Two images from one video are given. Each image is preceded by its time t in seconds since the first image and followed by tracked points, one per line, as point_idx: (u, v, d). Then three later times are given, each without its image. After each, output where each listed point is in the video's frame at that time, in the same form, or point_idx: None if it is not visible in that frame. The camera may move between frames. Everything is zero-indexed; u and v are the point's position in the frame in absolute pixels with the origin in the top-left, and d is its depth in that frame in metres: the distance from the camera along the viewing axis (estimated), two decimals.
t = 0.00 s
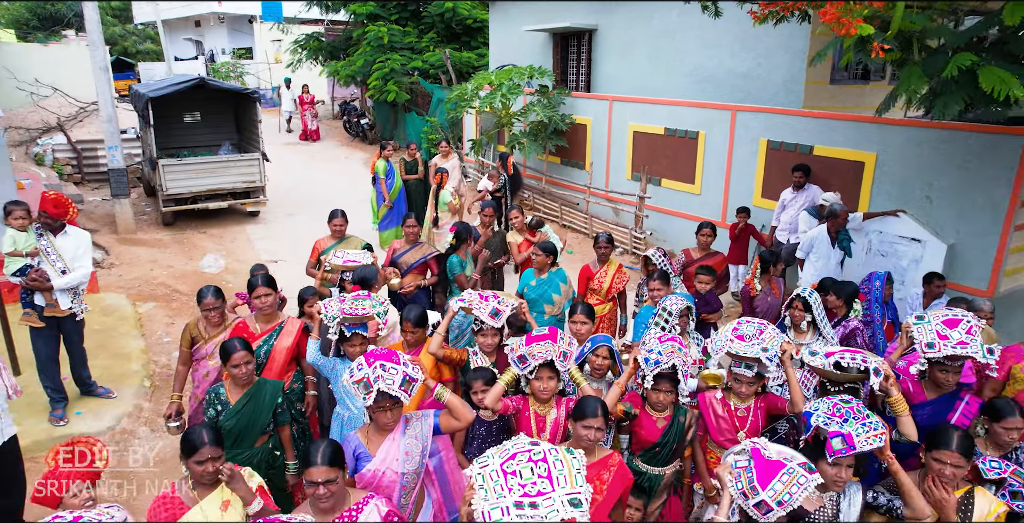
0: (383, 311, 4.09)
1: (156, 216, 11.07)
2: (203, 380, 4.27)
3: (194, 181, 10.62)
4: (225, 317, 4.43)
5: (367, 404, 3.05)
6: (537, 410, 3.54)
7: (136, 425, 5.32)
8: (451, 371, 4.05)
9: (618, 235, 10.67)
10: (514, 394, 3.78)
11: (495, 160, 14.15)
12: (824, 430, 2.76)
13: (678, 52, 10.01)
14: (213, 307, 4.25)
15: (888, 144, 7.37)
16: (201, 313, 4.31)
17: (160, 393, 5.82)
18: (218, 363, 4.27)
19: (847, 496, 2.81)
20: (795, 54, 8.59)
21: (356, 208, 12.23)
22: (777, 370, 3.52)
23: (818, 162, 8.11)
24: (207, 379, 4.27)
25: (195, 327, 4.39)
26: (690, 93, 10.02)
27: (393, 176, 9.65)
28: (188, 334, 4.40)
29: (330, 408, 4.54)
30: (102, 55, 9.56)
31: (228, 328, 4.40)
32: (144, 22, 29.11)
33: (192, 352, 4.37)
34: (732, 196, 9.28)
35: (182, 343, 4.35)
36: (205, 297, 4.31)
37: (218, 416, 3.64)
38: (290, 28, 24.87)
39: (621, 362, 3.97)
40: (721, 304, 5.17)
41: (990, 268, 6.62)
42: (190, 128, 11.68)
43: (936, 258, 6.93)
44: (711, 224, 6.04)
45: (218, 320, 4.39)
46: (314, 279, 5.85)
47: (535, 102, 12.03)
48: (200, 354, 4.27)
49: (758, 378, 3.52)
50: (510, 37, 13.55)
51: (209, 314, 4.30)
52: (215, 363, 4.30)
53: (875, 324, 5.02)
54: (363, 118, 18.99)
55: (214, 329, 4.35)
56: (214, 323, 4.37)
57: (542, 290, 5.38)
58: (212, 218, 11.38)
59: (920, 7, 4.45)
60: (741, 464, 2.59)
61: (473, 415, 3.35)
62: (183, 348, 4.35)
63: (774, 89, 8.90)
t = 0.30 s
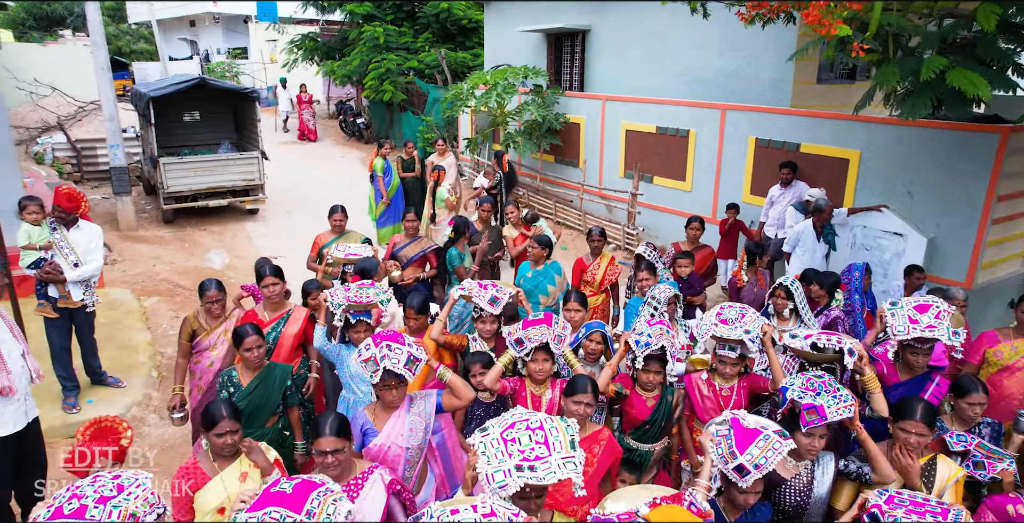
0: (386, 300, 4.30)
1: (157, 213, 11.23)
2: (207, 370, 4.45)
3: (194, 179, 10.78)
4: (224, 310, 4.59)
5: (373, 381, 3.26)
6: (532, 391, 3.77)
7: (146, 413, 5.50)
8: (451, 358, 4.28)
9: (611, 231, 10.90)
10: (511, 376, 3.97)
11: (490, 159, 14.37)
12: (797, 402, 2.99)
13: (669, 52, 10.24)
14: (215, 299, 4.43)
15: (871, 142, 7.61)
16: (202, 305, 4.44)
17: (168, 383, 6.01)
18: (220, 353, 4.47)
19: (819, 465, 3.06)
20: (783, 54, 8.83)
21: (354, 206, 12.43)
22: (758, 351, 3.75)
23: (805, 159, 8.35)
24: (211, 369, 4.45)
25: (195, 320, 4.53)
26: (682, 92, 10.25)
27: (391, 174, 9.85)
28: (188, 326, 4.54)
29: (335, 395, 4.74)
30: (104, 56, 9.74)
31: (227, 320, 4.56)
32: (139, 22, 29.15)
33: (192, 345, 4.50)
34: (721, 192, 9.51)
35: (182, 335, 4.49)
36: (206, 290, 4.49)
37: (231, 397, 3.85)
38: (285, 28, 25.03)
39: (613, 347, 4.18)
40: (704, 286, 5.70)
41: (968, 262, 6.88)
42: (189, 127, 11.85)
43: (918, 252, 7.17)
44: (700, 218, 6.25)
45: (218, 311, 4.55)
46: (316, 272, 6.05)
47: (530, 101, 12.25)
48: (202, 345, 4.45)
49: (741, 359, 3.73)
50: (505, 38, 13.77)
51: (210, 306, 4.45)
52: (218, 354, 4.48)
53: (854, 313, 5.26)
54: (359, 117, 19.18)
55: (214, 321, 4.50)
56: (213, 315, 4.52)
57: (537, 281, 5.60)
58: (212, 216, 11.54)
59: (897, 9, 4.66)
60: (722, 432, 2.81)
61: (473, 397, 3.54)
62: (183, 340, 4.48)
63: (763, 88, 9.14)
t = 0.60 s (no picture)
0: (389, 290, 4.46)
1: (157, 211, 11.37)
2: (205, 363, 4.53)
3: (195, 177, 10.96)
4: (223, 304, 4.73)
5: (378, 364, 3.45)
6: (530, 376, 3.93)
7: (154, 403, 5.66)
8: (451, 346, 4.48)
9: (606, 228, 11.10)
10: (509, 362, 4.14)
11: (486, 157, 14.56)
12: (778, 382, 3.18)
13: (662, 52, 10.42)
14: (214, 292, 4.58)
15: (857, 140, 7.83)
16: (202, 299, 4.62)
17: (174, 375, 6.17)
18: (219, 345, 4.55)
19: (800, 441, 3.25)
20: (773, 54, 9.03)
21: (353, 204, 12.60)
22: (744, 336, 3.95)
23: (794, 157, 8.55)
24: (209, 362, 4.54)
25: (194, 314, 4.68)
26: (674, 92, 10.44)
27: (389, 172, 10.03)
28: (187, 320, 4.67)
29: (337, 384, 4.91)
30: (106, 56, 9.88)
31: (225, 313, 4.66)
32: (135, 22, 29.23)
33: (189, 338, 4.63)
34: (713, 189, 9.71)
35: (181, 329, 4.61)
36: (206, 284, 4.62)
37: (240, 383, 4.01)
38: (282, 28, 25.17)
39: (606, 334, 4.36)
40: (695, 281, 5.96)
41: (950, 256, 7.12)
42: (189, 126, 11.99)
43: (903, 246, 7.40)
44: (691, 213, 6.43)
45: (216, 305, 4.70)
46: (318, 267, 6.22)
47: (525, 101, 12.44)
48: (202, 338, 4.55)
49: (727, 344, 3.93)
50: (500, 38, 13.95)
51: (209, 299, 4.62)
52: (217, 346, 4.57)
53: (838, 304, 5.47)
54: (356, 116, 19.35)
55: (212, 314, 4.64)
56: (212, 309, 4.66)
57: (534, 275, 5.78)
58: (212, 214, 11.69)
59: (879, 11, 4.84)
60: (707, 409, 3.00)
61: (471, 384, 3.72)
62: (184, 333, 4.61)
63: (753, 88, 9.34)
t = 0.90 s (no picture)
0: (391, 279, 4.70)
1: (158, 209, 11.56)
2: (203, 352, 4.79)
3: (195, 175, 11.16)
4: (221, 294, 4.98)
5: (384, 344, 3.69)
6: (525, 358, 4.19)
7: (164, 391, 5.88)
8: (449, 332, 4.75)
9: (599, 224, 11.35)
10: (506, 346, 4.39)
11: (481, 156, 14.80)
12: (754, 358, 3.44)
13: (653, 52, 10.68)
14: (213, 283, 4.85)
15: (841, 137, 8.10)
16: (201, 289, 4.87)
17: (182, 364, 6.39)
18: (216, 334, 4.81)
19: (776, 414, 3.52)
20: (760, 55, 9.30)
21: (350, 202, 12.82)
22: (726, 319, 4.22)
23: (780, 153, 8.83)
24: (208, 351, 4.79)
25: (193, 304, 4.93)
26: (665, 91, 10.71)
27: (386, 169, 10.20)
28: (186, 310, 4.93)
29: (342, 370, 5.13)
30: (109, 56, 10.09)
31: (223, 304, 4.94)
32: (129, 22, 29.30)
33: (189, 328, 4.88)
34: (703, 186, 9.98)
35: (181, 319, 4.85)
36: (205, 275, 4.90)
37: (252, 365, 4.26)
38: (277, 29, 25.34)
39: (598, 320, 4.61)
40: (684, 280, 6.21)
41: (929, 248, 7.42)
42: (189, 125, 12.19)
43: (884, 240, 7.69)
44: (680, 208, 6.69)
45: (214, 296, 4.95)
46: (320, 260, 6.44)
47: (519, 100, 12.70)
48: (200, 327, 4.81)
49: (710, 326, 4.22)
50: (495, 38, 14.20)
51: (208, 289, 4.88)
52: (215, 335, 4.81)
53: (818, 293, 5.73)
54: (352, 116, 19.56)
55: (210, 305, 4.89)
56: (210, 299, 4.92)
57: (529, 266, 6.03)
58: (212, 211, 11.88)
59: (856, 15, 5.08)
60: (689, 381, 3.26)
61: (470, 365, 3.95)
62: (182, 323, 4.86)
63: (741, 87, 9.61)
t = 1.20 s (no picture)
0: (393, 268, 4.94)
1: (159, 206, 11.77)
2: (209, 340, 5.12)
3: (197, 173, 11.33)
4: (222, 285, 5.31)
5: (389, 325, 3.95)
6: (521, 341, 4.45)
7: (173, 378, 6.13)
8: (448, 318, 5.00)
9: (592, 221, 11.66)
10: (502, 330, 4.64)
11: (476, 154, 15.07)
12: (732, 336, 3.71)
13: (644, 53, 10.95)
14: (214, 274, 5.17)
15: (824, 135, 8.39)
16: (203, 280, 5.19)
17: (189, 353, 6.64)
18: (219, 323, 5.17)
19: (754, 390, 3.79)
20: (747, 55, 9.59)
21: (348, 199, 13.07)
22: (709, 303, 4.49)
23: (766, 151, 9.13)
24: (211, 339, 5.13)
25: (195, 296, 5.21)
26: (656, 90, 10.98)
27: (384, 167, 10.42)
28: (189, 303, 5.20)
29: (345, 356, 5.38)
30: (113, 56, 10.31)
31: (224, 294, 5.26)
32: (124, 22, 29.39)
33: (193, 318, 5.15)
34: (692, 183, 10.27)
35: (185, 310, 5.14)
36: (206, 267, 5.18)
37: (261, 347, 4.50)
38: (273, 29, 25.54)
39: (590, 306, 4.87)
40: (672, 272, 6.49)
41: (908, 242, 7.74)
42: (190, 124, 12.40)
43: (866, 233, 7.98)
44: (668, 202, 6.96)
45: (215, 286, 5.25)
46: (321, 253, 6.69)
47: (514, 99, 12.98)
48: (204, 317, 5.13)
49: (694, 310, 4.46)
50: (489, 39, 14.47)
51: (209, 281, 5.20)
52: (217, 324, 5.16)
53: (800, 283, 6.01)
54: (348, 115, 19.81)
55: (212, 295, 5.22)
56: (212, 290, 5.24)
57: (525, 258, 6.29)
58: (212, 208, 12.10)
59: (833, 19, 5.37)
60: (672, 357, 3.54)
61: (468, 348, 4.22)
62: (186, 314, 5.14)
63: (729, 87, 9.89)
